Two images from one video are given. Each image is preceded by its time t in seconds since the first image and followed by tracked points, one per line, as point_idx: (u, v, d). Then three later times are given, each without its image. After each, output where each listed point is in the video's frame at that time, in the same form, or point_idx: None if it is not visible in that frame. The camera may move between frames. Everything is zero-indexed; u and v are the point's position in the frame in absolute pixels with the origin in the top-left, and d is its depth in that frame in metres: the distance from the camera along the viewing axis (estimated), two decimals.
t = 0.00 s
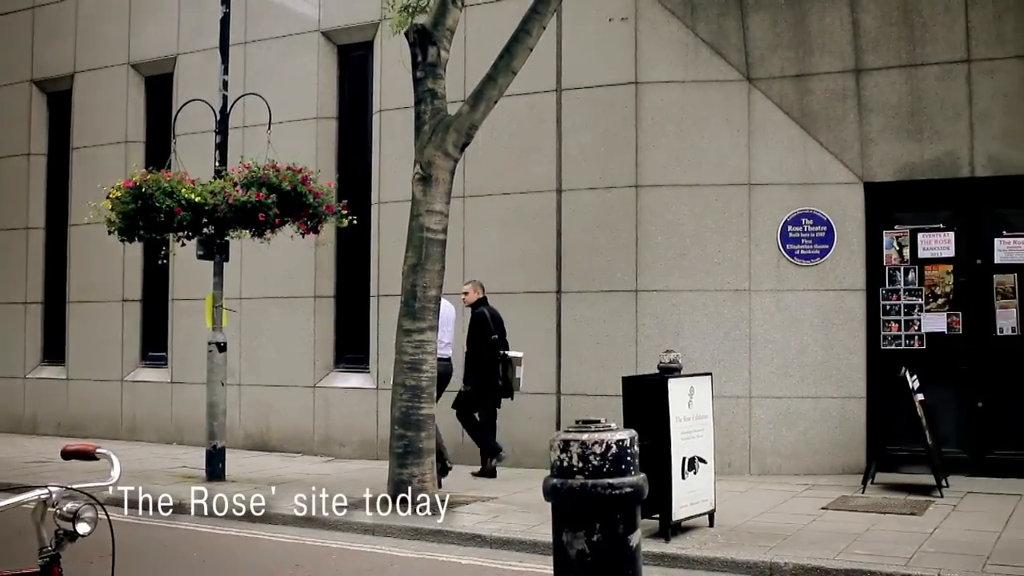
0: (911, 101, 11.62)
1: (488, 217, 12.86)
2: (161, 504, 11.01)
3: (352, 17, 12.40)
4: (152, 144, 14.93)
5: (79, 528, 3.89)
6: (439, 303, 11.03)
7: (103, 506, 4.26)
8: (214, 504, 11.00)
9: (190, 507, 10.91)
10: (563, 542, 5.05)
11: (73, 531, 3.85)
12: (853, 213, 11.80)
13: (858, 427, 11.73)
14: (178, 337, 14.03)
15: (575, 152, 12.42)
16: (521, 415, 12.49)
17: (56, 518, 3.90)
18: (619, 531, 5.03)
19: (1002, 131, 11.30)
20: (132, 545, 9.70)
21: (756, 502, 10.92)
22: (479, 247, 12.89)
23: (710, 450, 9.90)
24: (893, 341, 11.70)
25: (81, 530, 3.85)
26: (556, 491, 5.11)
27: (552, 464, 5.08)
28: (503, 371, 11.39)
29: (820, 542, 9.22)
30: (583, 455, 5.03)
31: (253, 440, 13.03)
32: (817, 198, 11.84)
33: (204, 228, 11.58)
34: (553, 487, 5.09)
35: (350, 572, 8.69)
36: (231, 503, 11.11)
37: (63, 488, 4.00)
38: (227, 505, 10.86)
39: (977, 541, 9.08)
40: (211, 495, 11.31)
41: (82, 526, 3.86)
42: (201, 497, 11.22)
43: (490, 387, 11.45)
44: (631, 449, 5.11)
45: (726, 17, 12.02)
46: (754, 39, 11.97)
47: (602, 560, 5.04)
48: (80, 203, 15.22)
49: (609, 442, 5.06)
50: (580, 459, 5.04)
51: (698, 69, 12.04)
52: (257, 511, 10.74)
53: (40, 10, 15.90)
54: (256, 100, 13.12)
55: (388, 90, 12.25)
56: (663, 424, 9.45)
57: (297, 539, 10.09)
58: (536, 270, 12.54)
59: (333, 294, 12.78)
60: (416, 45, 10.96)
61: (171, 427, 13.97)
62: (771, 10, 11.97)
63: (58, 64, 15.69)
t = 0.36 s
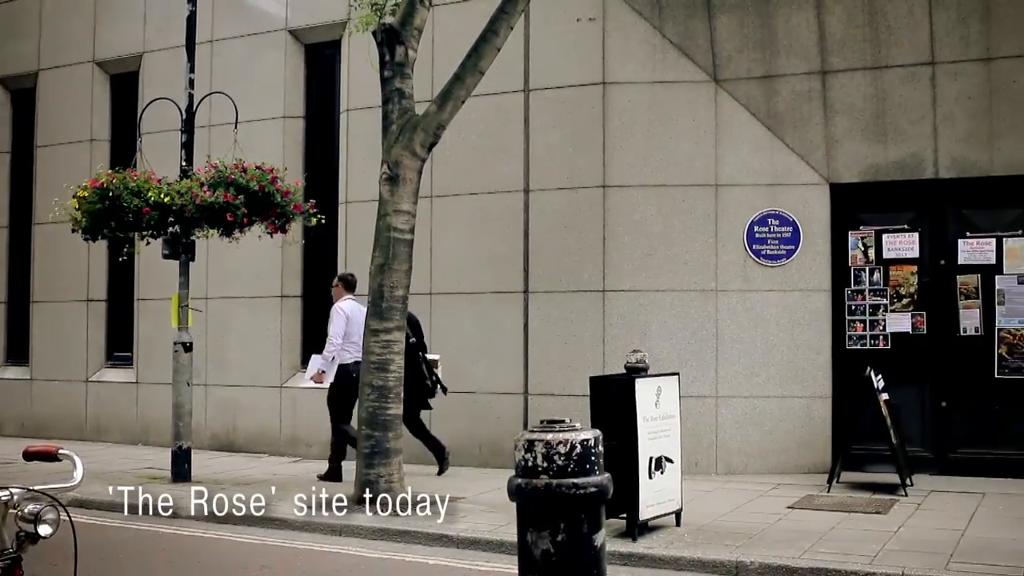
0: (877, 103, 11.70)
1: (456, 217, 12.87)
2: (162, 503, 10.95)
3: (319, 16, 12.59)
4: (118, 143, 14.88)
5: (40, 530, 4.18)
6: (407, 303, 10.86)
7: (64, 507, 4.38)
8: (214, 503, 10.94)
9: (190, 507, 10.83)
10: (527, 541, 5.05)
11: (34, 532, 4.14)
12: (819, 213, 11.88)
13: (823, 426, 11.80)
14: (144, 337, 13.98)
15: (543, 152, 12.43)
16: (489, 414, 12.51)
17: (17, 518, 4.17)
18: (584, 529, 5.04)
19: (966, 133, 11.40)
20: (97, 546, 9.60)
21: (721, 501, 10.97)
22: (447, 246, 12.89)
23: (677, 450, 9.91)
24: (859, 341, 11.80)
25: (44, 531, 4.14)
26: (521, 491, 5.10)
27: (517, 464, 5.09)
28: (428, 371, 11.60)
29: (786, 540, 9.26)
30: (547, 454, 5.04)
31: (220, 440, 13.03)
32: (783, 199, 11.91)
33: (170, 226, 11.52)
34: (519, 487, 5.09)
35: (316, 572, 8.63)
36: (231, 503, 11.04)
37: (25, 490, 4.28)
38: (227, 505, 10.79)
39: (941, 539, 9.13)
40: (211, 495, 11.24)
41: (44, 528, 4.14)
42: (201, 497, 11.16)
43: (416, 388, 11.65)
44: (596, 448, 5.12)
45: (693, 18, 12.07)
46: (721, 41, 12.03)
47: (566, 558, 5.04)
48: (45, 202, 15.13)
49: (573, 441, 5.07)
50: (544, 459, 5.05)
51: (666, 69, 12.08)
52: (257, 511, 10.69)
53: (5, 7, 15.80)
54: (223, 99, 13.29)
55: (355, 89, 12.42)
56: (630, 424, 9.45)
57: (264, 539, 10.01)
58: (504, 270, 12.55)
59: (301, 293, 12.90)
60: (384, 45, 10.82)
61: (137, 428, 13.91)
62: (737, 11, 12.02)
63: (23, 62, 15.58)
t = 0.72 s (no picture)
0: (847, 104, 11.77)
1: (428, 217, 12.86)
2: (161, 503, 10.88)
3: (291, 15, 12.67)
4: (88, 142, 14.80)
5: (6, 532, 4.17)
6: (379, 303, 10.81)
7: (27, 508, 4.39)
8: (214, 503, 10.89)
9: (190, 507, 10.76)
10: (498, 541, 5.05)
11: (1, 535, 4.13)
12: (790, 214, 11.93)
13: (793, 426, 11.86)
14: (114, 338, 13.93)
15: (516, 151, 12.44)
16: (460, 414, 12.51)
17: None
18: (555, 529, 5.05)
19: (935, 134, 11.47)
20: (67, 547, 9.53)
21: (693, 501, 11.00)
22: (419, 246, 12.88)
23: (648, 450, 9.92)
24: (829, 341, 11.87)
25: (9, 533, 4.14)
26: (492, 490, 5.11)
27: (487, 463, 5.10)
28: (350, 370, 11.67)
29: (756, 539, 9.28)
30: (518, 454, 5.06)
31: (191, 441, 13.02)
32: (755, 199, 11.96)
33: (140, 226, 11.46)
34: (489, 486, 5.09)
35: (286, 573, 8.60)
36: (231, 503, 11.02)
37: None
38: (227, 505, 10.74)
39: (911, 538, 9.18)
40: (211, 495, 11.22)
41: (7, 529, 4.15)
42: (201, 497, 11.14)
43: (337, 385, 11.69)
44: (566, 448, 5.15)
45: (665, 19, 12.11)
46: (693, 41, 12.07)
47: (536, 558, 5.05)
48: (14, 201, 15.03)
49: (544, 441, 5.10)
50: (514, 459, 5.07)
51: (638, 70, 12.11)
52: (257, 512, 10.67)
53: None
54: (194, 98, 13.35)
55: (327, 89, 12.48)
56: (602, 424, 9.46)
57: (235, 540, 9.96)
58: (476, 270, 12.56)
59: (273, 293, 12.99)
60: (357, 44, 10.73)
61: (107, 429, 13.85)
62: (709, 13, 12.06)
63: None
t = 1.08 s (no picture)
0: (819, 106, 11.82)
1: (402, 217, 12.85)
2: (161, 503, 10.85)
3: (265, 15, 12.69)
4: (60, 141, 14.73)
5: None
6: (352, 302, 10.75)
7: None
8: (214, 503, 10.86)
9: (191, 507, 10.74)
10: (469, 541, 5.04)
11: None
12: (763, 215, 11.98)
13: (766, 426, 11.89)
14: (85, 338, 13.86)
15: (490, 152, 12.45)
16: (433, 415, 12.51)
17: None
18: (527, 529, 5.05)
19: (906, 135, 11.55)
20: (37, 548, 9.44)
21: (666, 500, 11.02)
22: (393, 246, 12.87)
23: (622, 450, 9.92)
24: (801, 341, 11.92)
25: None
26: (464, 490, 5.10)
27: (458, 464, 5.10)
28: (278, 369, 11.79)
29: (729, 538, 9.31)
30: (489, 454, 5.06)
31: (163, 441, 13.04)
32: (728, 200, 12.00)
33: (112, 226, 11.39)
34: (461, 486, 5.09)
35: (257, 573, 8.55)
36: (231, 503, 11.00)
37: None
38: (227, 505, 10.71)
39: (883, 537, 9.21)
40: (211, 495, 11.21)
41: None
42: (201, 497, 11.12)
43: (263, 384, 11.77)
44: (537, 449, 5.14)
45: (639, 20, 12.14)
46: (666, 43, 12.10)
47: (508, 558, 5.04)
48: None
49: (516, 441, 5.10)
50: (486, 459, 5.07)
51: (612, 70, 12.14)
52: (257, 512, 10.64)
53: None
54: (167, 98, 13.38)
55: (301, 89, 12.51)
56: (575, 424, 9.46)
57: (206, 541, 9.90)
58: (450, 270, 12.56)
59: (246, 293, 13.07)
60: (330, 43, 10.67)
61: (79, 430, 13.78)
62: (682, 13, 12.09)
63: None
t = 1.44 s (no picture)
0: (797, 106, 11.87)
1: (381, 217, 12.85)
2: (162, 503, 10.84)
3: (244, 14, 12.69)
4: (37, 140, 14.69)
5: None
6: (331, 303, 10.73)
7: None
8: (214, 503, 10.87)
9: (191, 507, 10.73)
10: (446, 541, 5.04)
11: None
12: (741, 215, 12.02)
13: (744, 426, 11.93)
14: (62, 338, 13.82)
15: (469, 152, 12.45)
16: (412, 414, 12.51)
17: None
18: (505, 529, 5.07)
19: (883, 136, 11.60)
20: (15, 550, 9.38)
21: (644, 500, 11.04)
22: (372, 246, 12.86)
23: (600, 450, 9.93)
24: (779, 340, 11.96)
25: None
26: (442, 490, 5.12)
27: (435, 464, 5.10)
28: (209, 370, 11.86)
29: (706, 538, 9.33)
30: (466, 455, 5.06)
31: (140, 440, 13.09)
32: (706, 200, 12.03)
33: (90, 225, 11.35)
34: (439, 485, 5.10)
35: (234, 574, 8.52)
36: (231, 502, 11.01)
37: None
38: (228, 505, 10.71)
39: (861, 537, 9.24)
40: (212, 495, 11.24)
41: None
42: (201, 497, 11.14)
43: (196, 386, 11.85)
44: (515, 449, 5.17)
45: (618, 20, 12.16)
46: (645, 43, 12.12)
47: (484, 558, 5.05)
48: None
49: (492, 442, 5.11)
50: (464, 459, 5.07)
51: (591, 70, 12.16)
52: (257, 512, 10.64)
53: None
54: (144, 96, 13.38)
55: (279, 89, 12.53)
56: (553, 425, 9.45)
57: (184, 542, 9.86)
58: (429, 270, 12.56)
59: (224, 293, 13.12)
60: (309, 43, 10.62)
61: (56, 430, 13.73)
62: (661, 14, 12.12)
63: None
